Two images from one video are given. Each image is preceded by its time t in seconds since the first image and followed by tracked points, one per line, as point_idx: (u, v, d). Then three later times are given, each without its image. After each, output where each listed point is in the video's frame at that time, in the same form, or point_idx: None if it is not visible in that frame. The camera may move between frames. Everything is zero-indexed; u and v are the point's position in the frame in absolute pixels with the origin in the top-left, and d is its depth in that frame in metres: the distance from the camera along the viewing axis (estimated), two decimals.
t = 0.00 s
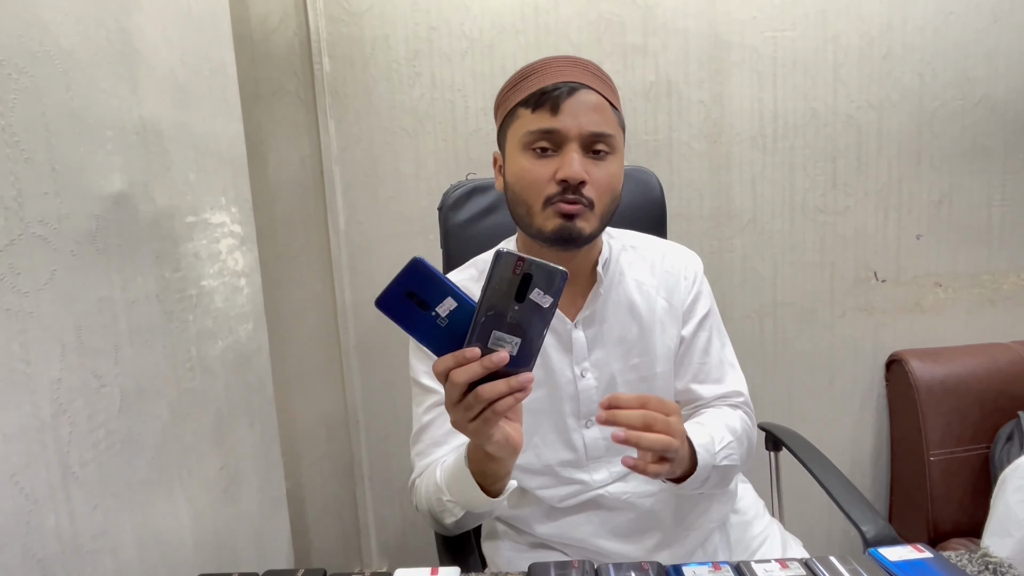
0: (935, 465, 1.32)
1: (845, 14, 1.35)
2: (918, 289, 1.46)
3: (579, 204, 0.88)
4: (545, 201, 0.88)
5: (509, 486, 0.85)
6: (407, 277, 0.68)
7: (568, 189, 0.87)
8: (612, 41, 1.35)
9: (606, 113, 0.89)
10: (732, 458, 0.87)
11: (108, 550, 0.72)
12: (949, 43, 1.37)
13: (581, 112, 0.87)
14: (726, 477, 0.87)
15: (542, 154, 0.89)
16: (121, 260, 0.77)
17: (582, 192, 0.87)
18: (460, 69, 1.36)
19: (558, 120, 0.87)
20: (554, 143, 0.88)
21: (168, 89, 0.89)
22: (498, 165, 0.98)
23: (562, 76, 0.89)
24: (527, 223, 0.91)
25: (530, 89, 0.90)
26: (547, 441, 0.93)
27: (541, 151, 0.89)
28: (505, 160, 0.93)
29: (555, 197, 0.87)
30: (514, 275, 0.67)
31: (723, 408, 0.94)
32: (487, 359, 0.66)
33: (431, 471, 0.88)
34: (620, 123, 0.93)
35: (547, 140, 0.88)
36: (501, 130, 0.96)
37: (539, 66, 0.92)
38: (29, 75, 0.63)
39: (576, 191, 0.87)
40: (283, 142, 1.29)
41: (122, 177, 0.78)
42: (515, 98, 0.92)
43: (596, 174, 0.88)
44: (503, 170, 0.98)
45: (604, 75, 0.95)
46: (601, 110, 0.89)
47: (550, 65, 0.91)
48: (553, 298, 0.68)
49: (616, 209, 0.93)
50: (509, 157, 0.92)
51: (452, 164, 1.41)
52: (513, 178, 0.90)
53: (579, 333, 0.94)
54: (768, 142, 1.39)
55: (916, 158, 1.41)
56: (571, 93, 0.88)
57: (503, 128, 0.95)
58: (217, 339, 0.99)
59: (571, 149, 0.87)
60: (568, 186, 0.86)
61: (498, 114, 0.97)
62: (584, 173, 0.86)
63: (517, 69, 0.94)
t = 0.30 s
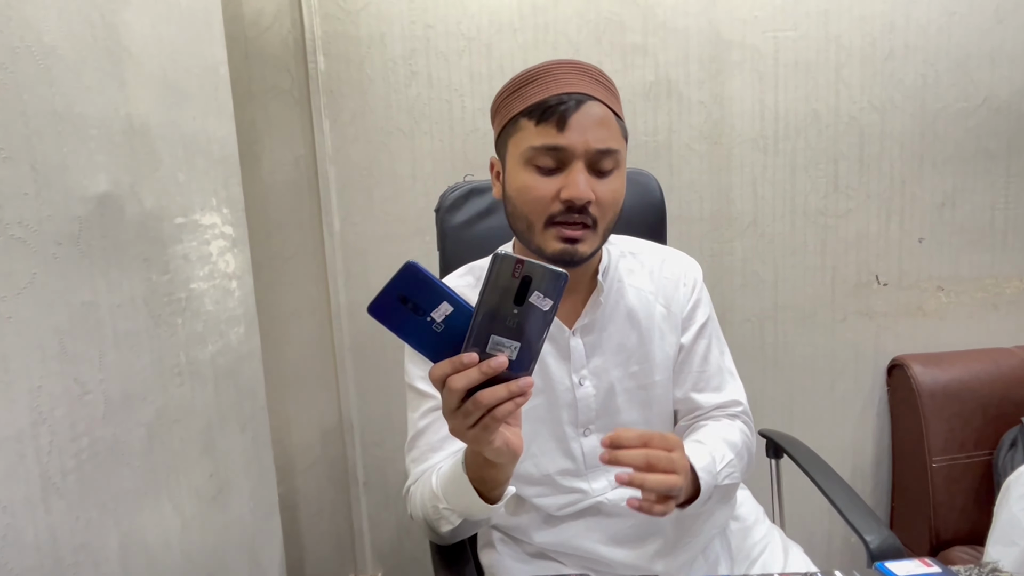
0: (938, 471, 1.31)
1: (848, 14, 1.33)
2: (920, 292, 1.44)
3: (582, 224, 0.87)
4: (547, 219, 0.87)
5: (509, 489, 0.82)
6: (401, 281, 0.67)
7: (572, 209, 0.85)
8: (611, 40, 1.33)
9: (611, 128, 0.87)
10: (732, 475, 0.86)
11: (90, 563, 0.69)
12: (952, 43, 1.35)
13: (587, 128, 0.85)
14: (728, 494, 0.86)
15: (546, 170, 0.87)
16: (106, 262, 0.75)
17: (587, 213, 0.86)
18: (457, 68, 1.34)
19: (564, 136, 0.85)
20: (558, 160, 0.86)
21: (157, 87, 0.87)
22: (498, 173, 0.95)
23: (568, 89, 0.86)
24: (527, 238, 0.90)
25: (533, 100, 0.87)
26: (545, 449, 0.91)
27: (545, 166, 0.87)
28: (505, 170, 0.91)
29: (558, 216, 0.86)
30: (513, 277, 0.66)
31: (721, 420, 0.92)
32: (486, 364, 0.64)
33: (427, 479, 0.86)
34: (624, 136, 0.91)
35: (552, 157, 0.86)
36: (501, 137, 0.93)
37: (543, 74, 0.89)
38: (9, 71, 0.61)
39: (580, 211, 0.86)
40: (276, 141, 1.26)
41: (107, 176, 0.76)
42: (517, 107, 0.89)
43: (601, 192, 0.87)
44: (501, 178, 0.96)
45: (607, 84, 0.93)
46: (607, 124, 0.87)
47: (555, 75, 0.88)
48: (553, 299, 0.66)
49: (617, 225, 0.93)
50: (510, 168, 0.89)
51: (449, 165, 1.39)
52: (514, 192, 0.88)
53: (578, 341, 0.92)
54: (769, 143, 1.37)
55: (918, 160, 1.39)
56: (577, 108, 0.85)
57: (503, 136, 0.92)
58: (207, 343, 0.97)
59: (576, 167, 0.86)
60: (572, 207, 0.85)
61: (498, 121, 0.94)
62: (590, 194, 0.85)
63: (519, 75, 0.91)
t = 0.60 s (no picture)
0: (941, 480, 1.29)
1: (850, 16, 1.31)
2: (923, 298, 1.42)
3: (582, 228, 0.84)
4: (546, 222, 0.84)
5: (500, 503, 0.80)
6: (388, 287, 0.65)
7: (571, 212, 0.83)
8: (611, 41, 1.31)
9: (613, 131, 0.86)
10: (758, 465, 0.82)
11: None
12: (956, 46, 1.34)
13: (588, 130, 0.84)
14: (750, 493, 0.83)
15: (545, 172, 0.85)
16: (89, 267, 0.72)
17: (586, 216, 0.83)
18: (454, 69, 1.32)
19: (565, 138, 0.83)
20: (558, 162, 0.84)
21: (144, 86, 0.84)
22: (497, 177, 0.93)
23: (569, 90, 0.85)
24: (525, 242, 0.87)
25: (534, 101, 0.86)
26: (541, 459, 0.89)
27: (545, 168, 0.85)
28: (504, 172, 0.89)
29: (557, 219, 0.83)
30: (503, 283, 0.64)
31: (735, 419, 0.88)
32: (477, 372, 0.61)
33: (419, 489, 0.83)
34: (627, 141, 0.89)
35: (552, 158, 0.84)
36: (501, 139, 0.91)
37: (544, 76, 0.87)
38: None
39: (579, 214, 0.83)
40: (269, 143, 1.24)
41: (91, 178, 0.73)
42: (518, 108, 0.88)
43: (601, 196, 0.84)
44: (500, 180, 0.93)
45: (610, 88, 0.91)
46: (608, 127, 0.86)
47: (557, 76, 0.87)
48: (546, 306, 0.64)
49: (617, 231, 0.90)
50: (509, 171, 0.87)
51: (445, 167, 1.36)
52: (513, 195, 0.86)
53: (574, 350, 0.90)
54: (770, 146, 1.35)
55: (922, 164, 1.37)
56: (578, 109, 0.84)
57: (503, 138, 0.90)
58: (196, 349, 0.95)
59: (576, 170, 0.83)
60: (572, 209, 0.83)
61: (498, 122, 0.92)
62: (589, 196, 0.82)
63: (521, 76, 0.89)
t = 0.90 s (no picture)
0: (948, 489, 1.27)
1: (857, 20, 1.30)
2: (930, 304, 1.41)
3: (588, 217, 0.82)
4: (551, 212, 0.82)
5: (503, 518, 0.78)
6: (387, 301, 0.63)
7: (577, 199, 0.81)
8: (615, 44, 1.30)
9: (620, 124, 0.85)
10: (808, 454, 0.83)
11: None
12: (964, 51, 1.32)
13: (595, 120, 0.83)
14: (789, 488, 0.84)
15: (550, 162, 0.84)
16: (83, 272, 0.71)
17: (592, 204, 0.81)
18: (457, 72, 1.31)
19: (570, 126, 0.82)
20: (563, 151, 0.83)
21: (142, 87, 0.83)
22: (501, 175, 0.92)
23: (575, 83, 0.85)
24: (528, 235, 0.85)
25: (540, 94, 0.86)
26: (545, 467, 0.87)
27: (550, 158, 0.84)
28: (509, 167, 0.88)
29: (562, 207, 0.82)
30: (508, 298, 0.62)
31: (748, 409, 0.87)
32: (479, 390, 0.60)
33: (420, 500, 0.82)
34: (633, 138, 0.88)
35: (557, 147, 0.83)
36: (505, 136, 0.91)
37: (550, 72, 0.87)
38: None
39: (585, 202, 0.82)
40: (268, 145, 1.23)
41: (86, 181, 0.72)
42: (524, 103, 0.88)
43: (607, 186, 0.83)
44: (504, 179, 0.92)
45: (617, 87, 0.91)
46: (615, 119, 0.85)
47: (563, 71, 0.87)
48: (552, 321, 0.62)
49: (624, 225, 0.88)
50: (514, 163, 0.86)
51: (447, 170, 1.35)
52: (517, 186, 0.85)
53: (579, 354, 0.89)
54: (775, 151, 1.34)
55: (929, 169, 1.36)
56: (584, 100, 0.83)
57: (508, 134, 0.90)
58: (194, 354, 0.93)
59: (582, 158, 0.82)
60: (577, 196, 0.81)
61: (503, 120, 0.92)
62: (595, 183, 0.81)
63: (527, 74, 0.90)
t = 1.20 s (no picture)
0: (952, 495, 1.26)
1: (862, 20, 1.29)
2: (934, 307, 1.39)
3: (591, 231, 0.81)
4: (554, 224, 0.81)
5: (504, 527, 0.77)
6: (388, 304, 0.61)
7: (580, 214, 0.80)
8: (617, 44, 1.29)
9: (626, 132, 0.83)
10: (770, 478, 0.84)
11: None
12: (969, 51, 1.31)
13: (599, 129, 0.81)
14: (748, 504, 0.83)
15: (554, 172, 0.82)
16: (77, 273, 0.70)
17: (595, 219, 0.80)
18: (458, 71, 1.29)
19: (574, 136, 0.81)
20: (567, 162, 0.82)
21: (138, 86, 0.82)
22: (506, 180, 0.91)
23: (580, 89, 0.83)
24: (532, 246, 0.84)
25: (543, 100, 0.84)
26: (548, 476, 0.86)
27: (553, 168, 0.82)
28: (512, 173, 0.87)
29: (565, 221, 0.80)
30: (515, 304, 0.61)
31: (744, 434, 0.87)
32: (481, 398, 0.59)
33: (418, 508, 0.80)
34: (641, 143, 0.86)
35: (560, 158, 0.82)
36: (510, 139, 0.90)
37: (556, 74, 0.85)
38: None
39: (589, 216, 0.80)
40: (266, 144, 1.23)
41: (80, 181, 0.71)
42: (528, 107, 0.86)
43: (612, 198, 0.81)
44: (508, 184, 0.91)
45: (626, 89, 0.89)
46: (621, 127, 0.83)
47: (568, 75, 0.85)
48: (559, 330, 0.62)
49: (629, 237, 0.86)
50: (518, 171, 0.85)
51: (448, 171, 1.34)
52: (520, 196, 0.84)
53: (584, 363, 0.87)
54: (779, 152, 1.33)
55: (933, 170, 1.35)
56: (589, 107, 0.81)
57: (512, 139, 0.88)
58: (190, 356, 0.92)
59: (586, 169, 0.81)
60: (580, 210, 0.80)
61: (508, 122, 0.91)
62: (599, 197, 0.79)
63: (532, 76, 0.88)
